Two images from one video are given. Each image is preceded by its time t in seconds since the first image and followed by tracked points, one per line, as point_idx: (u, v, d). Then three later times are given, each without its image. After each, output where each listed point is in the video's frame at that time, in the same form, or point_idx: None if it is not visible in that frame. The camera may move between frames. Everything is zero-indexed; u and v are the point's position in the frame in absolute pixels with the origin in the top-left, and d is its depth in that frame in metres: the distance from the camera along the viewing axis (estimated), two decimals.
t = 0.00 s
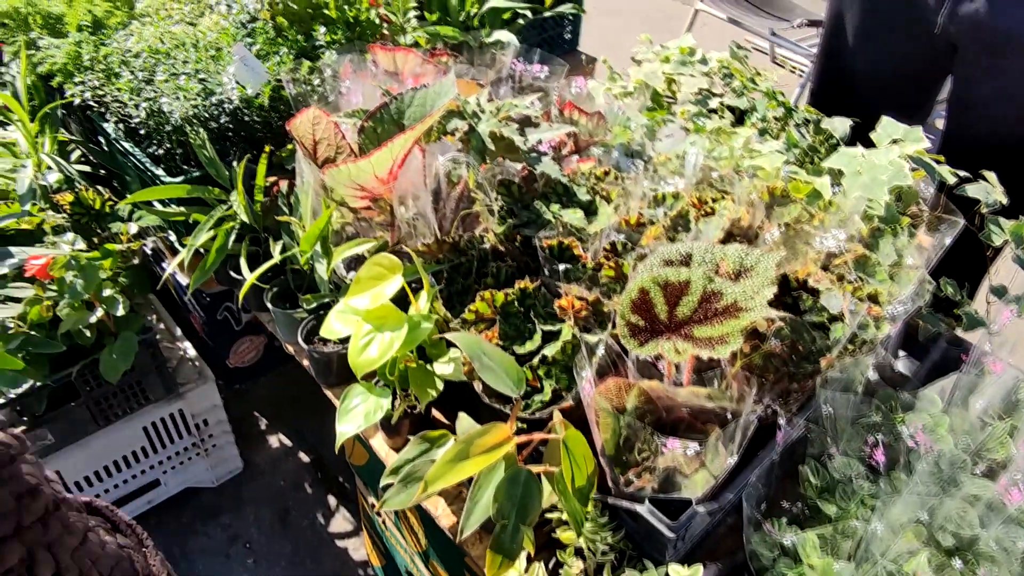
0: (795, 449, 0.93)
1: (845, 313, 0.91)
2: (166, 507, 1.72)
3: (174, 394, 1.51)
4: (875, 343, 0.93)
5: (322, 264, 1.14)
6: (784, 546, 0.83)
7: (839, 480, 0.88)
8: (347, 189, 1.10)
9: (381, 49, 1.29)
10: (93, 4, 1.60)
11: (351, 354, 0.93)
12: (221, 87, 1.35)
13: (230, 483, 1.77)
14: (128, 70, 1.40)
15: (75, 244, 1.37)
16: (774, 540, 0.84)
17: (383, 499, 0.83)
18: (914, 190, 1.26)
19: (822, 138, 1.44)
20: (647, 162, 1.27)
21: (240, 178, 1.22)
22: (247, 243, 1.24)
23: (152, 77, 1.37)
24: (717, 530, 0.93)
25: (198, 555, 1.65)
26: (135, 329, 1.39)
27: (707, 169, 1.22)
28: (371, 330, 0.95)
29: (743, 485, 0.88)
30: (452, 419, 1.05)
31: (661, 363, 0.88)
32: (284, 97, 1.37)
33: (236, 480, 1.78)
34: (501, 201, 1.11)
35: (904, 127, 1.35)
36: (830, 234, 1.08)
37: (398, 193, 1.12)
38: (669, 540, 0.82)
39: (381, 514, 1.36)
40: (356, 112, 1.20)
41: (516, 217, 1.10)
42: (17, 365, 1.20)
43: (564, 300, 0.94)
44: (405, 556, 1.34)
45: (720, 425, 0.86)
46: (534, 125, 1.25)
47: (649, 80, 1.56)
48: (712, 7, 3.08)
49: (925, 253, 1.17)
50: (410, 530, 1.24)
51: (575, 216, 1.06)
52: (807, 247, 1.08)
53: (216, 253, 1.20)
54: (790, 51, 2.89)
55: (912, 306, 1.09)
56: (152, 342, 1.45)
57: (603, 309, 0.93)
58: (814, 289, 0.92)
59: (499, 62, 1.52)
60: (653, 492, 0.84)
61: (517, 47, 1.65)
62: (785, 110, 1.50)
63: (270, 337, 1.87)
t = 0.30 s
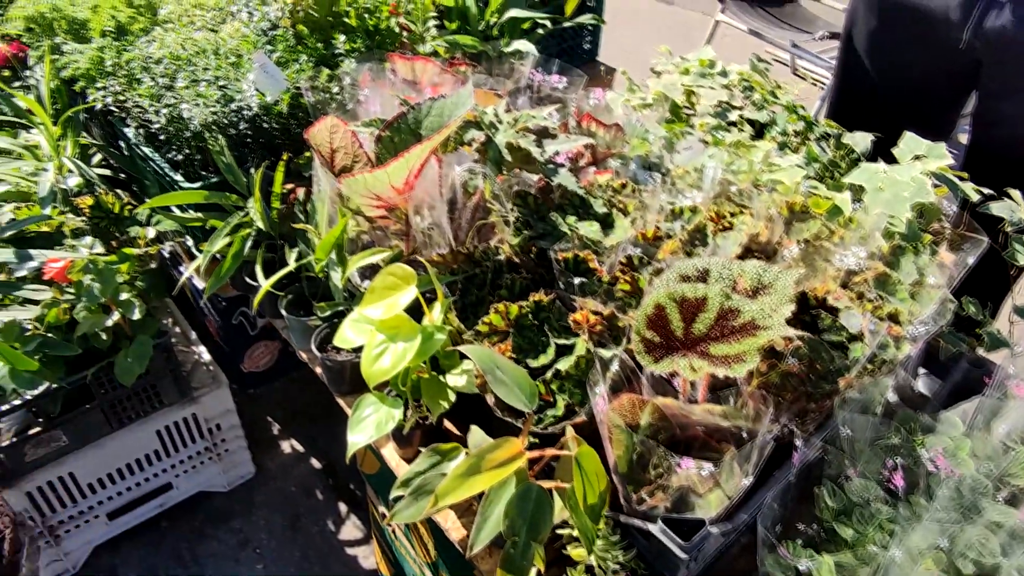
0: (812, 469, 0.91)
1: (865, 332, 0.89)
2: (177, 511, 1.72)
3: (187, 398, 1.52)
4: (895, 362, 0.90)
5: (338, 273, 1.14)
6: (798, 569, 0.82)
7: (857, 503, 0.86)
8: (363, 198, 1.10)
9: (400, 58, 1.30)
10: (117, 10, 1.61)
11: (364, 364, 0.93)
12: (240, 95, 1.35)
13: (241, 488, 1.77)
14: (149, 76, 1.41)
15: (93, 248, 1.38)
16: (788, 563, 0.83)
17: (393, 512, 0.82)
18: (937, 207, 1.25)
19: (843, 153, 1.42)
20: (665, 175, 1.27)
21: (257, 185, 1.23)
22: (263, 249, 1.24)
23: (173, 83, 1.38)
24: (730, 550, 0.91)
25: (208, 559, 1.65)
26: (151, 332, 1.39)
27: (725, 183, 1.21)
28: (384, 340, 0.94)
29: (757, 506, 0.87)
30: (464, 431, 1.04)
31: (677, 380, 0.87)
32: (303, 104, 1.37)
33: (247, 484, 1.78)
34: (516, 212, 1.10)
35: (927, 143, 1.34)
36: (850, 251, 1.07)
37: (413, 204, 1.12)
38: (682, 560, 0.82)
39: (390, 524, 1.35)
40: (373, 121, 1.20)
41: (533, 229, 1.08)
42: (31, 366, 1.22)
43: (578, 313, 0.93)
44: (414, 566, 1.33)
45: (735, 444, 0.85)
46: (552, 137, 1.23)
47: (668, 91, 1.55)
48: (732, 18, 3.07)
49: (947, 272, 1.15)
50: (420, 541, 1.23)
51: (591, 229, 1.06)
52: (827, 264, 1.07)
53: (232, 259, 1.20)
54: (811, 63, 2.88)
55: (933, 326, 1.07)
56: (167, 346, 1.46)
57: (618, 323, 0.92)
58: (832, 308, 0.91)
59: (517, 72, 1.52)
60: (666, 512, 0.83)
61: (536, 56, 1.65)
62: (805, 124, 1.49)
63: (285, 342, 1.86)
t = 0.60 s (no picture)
0: (830, 490, 0.90)
1: (886, 352, 0.88)
2: (192, 513, 1.73)
3: (204, 401, 1.53)
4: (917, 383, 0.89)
5: (355, 281, 1.13)
6: None
7: (876, 526, 0.85)
8: (382, 208, 1.10)
9: (422, 68, 1.31)
10: (143, 17, 1.63)
11: (380, 374, 0.93)
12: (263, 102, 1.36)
13: (255, 492, 1.78)
14: (173, 83, 1.42)
15: (114, 252, 1.39)
16: None
17: (407, 523, 0.83)
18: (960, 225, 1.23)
19: (865, 168, 1.41)
20: (684, 188, 1.26)
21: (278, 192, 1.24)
22: (282, 256, 1.24)
23: (197, 90, 1.39)
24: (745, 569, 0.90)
25: (221, 562, 1.65)
26: (170, 335, 1.40)
27: (745, 198, 1.21)
28: (400, 350, 0.94)
29: (774, 526, 0.86)
30: (478, 443, 1.03)
31: (694, 397, 0.86)
32: (324, 112, 1.38)
33: (261, 489, 1.79)
34: (535, 223, 1.10)
35: (951, 159, 1.32)
36: (872, 270, 1.05)
37: (432, 213, 1.11)
38: None
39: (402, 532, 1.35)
40: (394, 131, 1.21)
41: (550, 241, 1.09)
42: (51, 367, 1.23)
43: (596, 327, 0.93)
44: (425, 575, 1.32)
45: (752, 463, 0.84)
46: (571, 148, 1.22)
47: (689, 104, 1.55)
48: (753, 29, 3.06)
49: (970, 292, 1.14)
50: (431, 551, 1.23)
51: (609, 242, 1.05)
52: (848, 281, 1.05)
53: (252, 265, 1.21)
54: (833, 74, 2.86)
55: (956, 346, 1.06)
56: (185, 351, 1.46)
57: (635, 337, 0.91)
58: (853, 327, 0.90)
59: (537, 82, 1.52)
60: (681, 530, 0.83)
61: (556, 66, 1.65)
62: (827, 138, 1.48)
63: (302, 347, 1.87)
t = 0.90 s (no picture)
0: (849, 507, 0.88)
1: (907, 368, 0.87)
2: (203, 514, 1.73)
3: (217, 403, 1.54)
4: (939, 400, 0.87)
5: (369, 286, 1.13)
6: None
7: (895, 545, 0.83)
8: (397, 212, 1.09)
9: (439, 73, 1.34)
10: (164, 19, 1.64)
11: (393, 380, 0.93)
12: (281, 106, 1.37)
13: (266, 494, 1.78)
14: (191, 85, 1.43)
15: (132, 253, 1.39)
16: None
17: (418, 532, 0.83)
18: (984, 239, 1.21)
19: (887, 179, 1.39)
20: (702, 197, 1.25)
21: (295, 196, 1.24)
22: (297, 260, 1.24)
23: (216, 92, 1.39)
24: None
25: (231, 564, 1.65)
26: (184, 336, 1.40)
27: (764, 208, 1.21)
28: (414, 357, 0.94)
29: (791, 542, 0.87)
30: (490, 451, 1.03)
31: (710, 410, 0.84)
32: (342, 117, 1.39)
33: (272, 491, 1.78)
34: (551, 232, 1.10)
35: (975, 172, 1.30)
36: (893, 283, 1.04)
37: (448, 219, 1.12)
38: None
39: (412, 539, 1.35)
40: (412, 136, 1.19)
41: (566, 249, 1.09)
42: (66, 367, 1.23)
43: (611, 337, 0.93)
44: None
45: (769, 478, 0.83)
46: (588, 156, 1.21)
47: (707, 112, 1.53)
48: (773, 38, 3.04)
49: (994, 307, 1.11)
50: (442, 559, 1.22)
51: (626, 251, 1.05)
52: (869, 294, 1.04)
53: (268, 268, 1.21)
54: (853, 83, 2.83)
55: (979, 363, 1.04)
56: (200, 352, 1.47)
57: (651, 348, 0.91)
58: (873, 341, 0.89)
59: (554, 88, 1.51)
60: (696, 545, 0.82)
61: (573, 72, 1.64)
62: (848, 149, 1.46)
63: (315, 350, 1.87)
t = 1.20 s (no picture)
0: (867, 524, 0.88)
1: (929, 383, 0.85)
2: (213, 517, 1.73)
3: (228, 406, 1.54)
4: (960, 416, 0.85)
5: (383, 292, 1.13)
6: None
7: (917, 563, 0.84)
8: (411, 219, 1.08)
9: (455, 77, 1.35)
10: (181, 23, 1.65)
11: (404, 387, 0.93)
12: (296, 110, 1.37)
13: (276, 498, 1.77)
14: (207, 89, 1.42)
15: (146, 255, 1.39)
16: None
17: (429, 542, 0.81)
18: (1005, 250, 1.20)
19: (906, 189, 1.38)
20: (718, 206, 1.25)
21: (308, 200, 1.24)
22: (310, 264, 1.24)
23: (231, 96, 1.39)
24: None
25: (240, 568, 1.65)
26: (197, 340, 1.40)
27: (781, 217, 1.21)
28: (427, 364, 0.94)
29: (808, 559, 0.84)
30: (502, 461, 1.02)
31: (725, 423, 0.84)
32: (357, 122, 1.39)
33: (282, 495, 1.78)
34: (564, 239, 1.08)
35: (997, 183, 1.29)
36: (913, 295, 1.02)
37: (462, 225, 1.10)
38: None
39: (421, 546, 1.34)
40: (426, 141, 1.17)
41: (580, 257, 1.07)
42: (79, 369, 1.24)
43: (626, 347, 0.91)
44: None
45: (786, 493, 0.83)
46: (604, 163, 1.20)
47: (723, 120, 1.53)
48: (789, 45, 3.02)
49: (1017, 320, 1.09)
50: (451, 567, 1.21)
51: (641, 259, 1.04)
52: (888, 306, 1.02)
53: (281, 272, 1.21)
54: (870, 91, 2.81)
55: (1001, 377, 1.02)
56: (213, 355, 1.47)
57: (666, 358, 0.90)
58: (893, 354, 0.87)
59: (570, 95, 1.50)
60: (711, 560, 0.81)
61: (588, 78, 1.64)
62: (867, 157, 1.44)
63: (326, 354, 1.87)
